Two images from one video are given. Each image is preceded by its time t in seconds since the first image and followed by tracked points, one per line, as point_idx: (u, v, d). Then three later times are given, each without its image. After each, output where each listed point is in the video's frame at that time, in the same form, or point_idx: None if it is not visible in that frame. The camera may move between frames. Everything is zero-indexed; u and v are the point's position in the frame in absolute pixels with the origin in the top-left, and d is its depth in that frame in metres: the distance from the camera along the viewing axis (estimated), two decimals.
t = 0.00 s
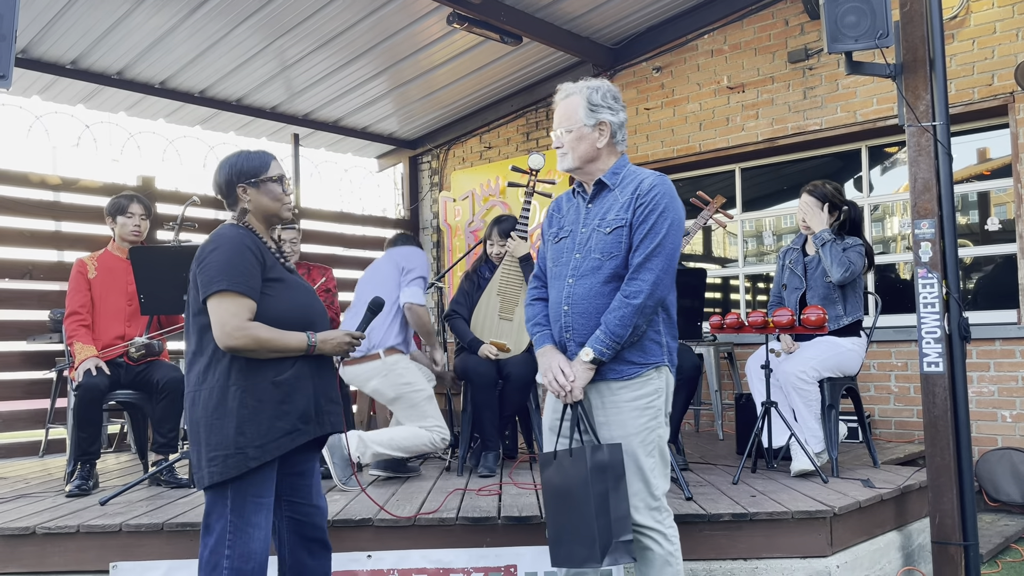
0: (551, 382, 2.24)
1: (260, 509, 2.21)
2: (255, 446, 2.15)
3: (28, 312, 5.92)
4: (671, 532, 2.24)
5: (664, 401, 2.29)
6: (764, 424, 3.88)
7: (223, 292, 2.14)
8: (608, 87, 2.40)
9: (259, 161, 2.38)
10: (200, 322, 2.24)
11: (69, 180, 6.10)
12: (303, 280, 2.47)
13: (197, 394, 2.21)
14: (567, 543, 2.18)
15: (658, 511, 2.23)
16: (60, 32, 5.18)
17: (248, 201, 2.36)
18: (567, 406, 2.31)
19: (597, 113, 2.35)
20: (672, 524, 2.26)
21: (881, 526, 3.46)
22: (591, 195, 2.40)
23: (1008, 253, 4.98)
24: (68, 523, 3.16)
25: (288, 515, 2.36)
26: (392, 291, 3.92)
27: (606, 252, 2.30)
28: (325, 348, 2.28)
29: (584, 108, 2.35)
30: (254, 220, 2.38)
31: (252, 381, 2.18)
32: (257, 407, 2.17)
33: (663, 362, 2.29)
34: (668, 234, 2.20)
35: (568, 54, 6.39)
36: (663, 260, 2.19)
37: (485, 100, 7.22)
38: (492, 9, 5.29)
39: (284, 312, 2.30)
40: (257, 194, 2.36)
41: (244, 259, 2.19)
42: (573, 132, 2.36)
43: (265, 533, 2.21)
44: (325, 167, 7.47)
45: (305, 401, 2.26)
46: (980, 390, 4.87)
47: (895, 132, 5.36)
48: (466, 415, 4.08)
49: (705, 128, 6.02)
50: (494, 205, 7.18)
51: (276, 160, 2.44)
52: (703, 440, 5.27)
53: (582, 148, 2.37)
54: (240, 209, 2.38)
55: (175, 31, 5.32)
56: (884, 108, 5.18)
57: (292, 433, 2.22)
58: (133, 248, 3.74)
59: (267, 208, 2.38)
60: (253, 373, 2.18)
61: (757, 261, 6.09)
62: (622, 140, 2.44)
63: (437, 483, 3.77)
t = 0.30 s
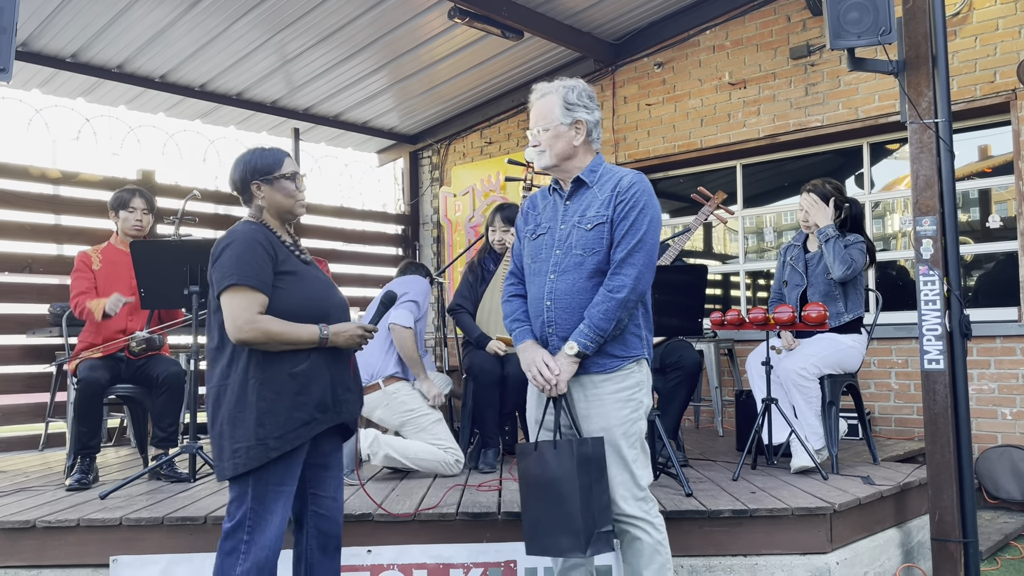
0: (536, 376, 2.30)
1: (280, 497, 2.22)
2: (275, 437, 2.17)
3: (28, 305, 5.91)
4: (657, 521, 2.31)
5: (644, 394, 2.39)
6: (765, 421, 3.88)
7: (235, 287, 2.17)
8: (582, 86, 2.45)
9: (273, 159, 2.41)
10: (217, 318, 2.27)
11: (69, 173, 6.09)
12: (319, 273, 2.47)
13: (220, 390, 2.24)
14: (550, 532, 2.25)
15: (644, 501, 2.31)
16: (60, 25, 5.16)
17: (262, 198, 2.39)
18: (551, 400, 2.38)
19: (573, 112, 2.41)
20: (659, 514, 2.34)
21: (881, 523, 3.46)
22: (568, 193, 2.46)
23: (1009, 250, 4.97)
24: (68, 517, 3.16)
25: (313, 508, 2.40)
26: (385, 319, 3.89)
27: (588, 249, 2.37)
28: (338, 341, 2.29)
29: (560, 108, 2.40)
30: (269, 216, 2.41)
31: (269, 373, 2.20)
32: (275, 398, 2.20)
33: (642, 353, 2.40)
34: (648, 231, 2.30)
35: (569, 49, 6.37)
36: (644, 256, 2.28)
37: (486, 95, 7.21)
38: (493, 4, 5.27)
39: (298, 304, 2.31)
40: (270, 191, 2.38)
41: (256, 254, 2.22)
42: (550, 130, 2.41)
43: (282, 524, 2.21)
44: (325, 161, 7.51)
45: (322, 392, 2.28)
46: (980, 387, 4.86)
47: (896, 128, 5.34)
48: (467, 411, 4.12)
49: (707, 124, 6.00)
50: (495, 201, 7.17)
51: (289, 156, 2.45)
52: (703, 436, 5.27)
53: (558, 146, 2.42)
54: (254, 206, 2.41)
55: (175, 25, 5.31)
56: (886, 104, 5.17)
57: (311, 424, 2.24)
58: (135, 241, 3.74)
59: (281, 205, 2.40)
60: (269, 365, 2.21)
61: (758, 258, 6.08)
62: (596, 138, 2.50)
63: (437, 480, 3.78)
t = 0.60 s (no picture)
0: (532, 369, 2.30)
1: (311, 483, 2.34)
2: (302, 425, 2.30)
3: (28, 297, 5.91)
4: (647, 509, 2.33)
5: (637, 384, 2.42)
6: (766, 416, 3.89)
7: (256, 282, 2.27)
8: (559, 86, 2.45)
9: (290, 153, 2.50)
10: (240, 312, 2.38)
11: (70, 165, 6.08)
12: (340, 265, 2.58)
13: (250, 381, 2.36)
14: (539, 521, 2.26)
15: (635, 489, 2.33)
16: (61, 17, 5.15)
17: (281, 192, 2.49)
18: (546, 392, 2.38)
19: (554, 112, 2.40)
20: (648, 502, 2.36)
21: (881, 518, 3.47)
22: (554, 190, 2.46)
23: (1009, 247, 4.97)
24: (69, 508, 3.16)
25: (336, 493, 2.51)
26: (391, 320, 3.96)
27: (578, 244, 2.37)
28: (359, 331, 2.39)
29: (540, 109, 2.39)
30: (289, 209, 2.52)
31: (295, 364, 2.32)
32: (302, 387, 2.32)
33: (634, 343, 2.42)
34: (637, 224, 2.32)
35: (571, 44, 6.36)
36: (635, 249, 2.30)
37: (487, 89, 7.20)
38: None
39: (320, 296, 2.42)
40: (289, 185, 2.48)
41: (276, 249, 2.32)
42: (532, 132, 2.40)
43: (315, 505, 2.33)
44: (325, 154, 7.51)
45: (346, 380, 2.40)
46: (980, 383, 4.87)
47: (898, 125, 5.34)
48: (467, 404, 4.16)
49: (709, 119, 5.99)
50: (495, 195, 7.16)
51: (307, 151, 2.55)
52: (703, 431, 5.29)
53: (542, 146, 2.41)
54: (275, 200, 2.51)
55: (176, 18, 5.29)
56: (888, 100, 5.16)
57: (336, 411, 2.36)
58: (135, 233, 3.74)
59: (302, 196, 2.50)
60: (293, 357, 2.32)
61: (758, 254, 6.08)
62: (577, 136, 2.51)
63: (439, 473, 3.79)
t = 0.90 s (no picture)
0: (532, 363, 2.30)
1: (313, 471, 2.35)
2: (304, 421, 2.32)
3: (27, 288, 5.90)
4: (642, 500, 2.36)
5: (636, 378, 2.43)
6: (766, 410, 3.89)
7: (258, 279, 2.30)
8: (563, 77, 2.44)
9: (303, 150, 2.52)
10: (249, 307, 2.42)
11: (69, 156, 6.07)
12: (351, 261, 2.57)
13: (259, 375, 2.41)
14: (541, 514, 2.26)
15: (631, 481, 2.35)
16: (61, 8, 5.13)
17: (293, 189, 2.52)
18: (546, 385, 2.38)
19: (556, 104, 2.39)
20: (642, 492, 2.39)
21: (880, 512, 3.47)
22: (556, 183, 2.45)
23: (1009, 243, 4.97)
24: (69, 499, 3.16)
25: (342, 482, 2.56)
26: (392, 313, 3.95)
27: (579, 237, 2.37)
28: (361, 327, 2.39)
29: (543, 101, 2.38)
30: (300, 206, 2.54)
31: (297, 361, 2.35)
32: (304, 384, 2.35)
33: (635, 337, 2.42)
34: (637, 218, 2.31)
35: (572, 37, 6.34)
36: (634, 243, 2.29)
37: (488, 82, 7.18)
38: None
39: (323, 294, 2.42)
40: (299, 182, 2.50)
41: (279, 248, 2.33)
42: (534, 124, 2.39)
43: (319, 491, 2.35)
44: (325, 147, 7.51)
45: (349, 376, 2.41)
46: (979, 379, 4.88)
47: (900, 120, 5.33)
48: (467, 398, 4.15)
49: (710, 114, 5.98)
50: (495, 189, 7.15)
51: (321, 147, 2.56)
52: (701, 425, 5.29)
53: (545, 138, 2.40)
54: (288, 196, 2.55)
55: (176, 9, 5.28)
56: (889, 95, 5.16)
57: (338, 407, 2.38)
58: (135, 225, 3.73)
59: (312, 193, 2.51)
60: (296, 354, 2.35)
61: (758, 249, 6.07)
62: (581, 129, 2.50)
63: (439, 465, 3.79)
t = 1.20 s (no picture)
0: (542, 356, 2.29)
1: (305, 464, 2.36)
2: (294, 412, 2.33)
3: (27, 280, 5.90)
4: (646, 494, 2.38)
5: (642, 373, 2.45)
6: (766, 404, 3.90)
7: (254, 272, 2.31)
8: (575, 70, 2.43)
9: (309, 143, 2.51)
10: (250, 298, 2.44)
11: (69, 148, 6.05)
12: (355, 256, 2.56)
13: (256, 365, 2.44)
14: (555, 509, 2.26)
15: (636, 474, 2.37)
16: None
17: (298, 181, 2.52)
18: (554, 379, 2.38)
19: (568, 98, 2.39)
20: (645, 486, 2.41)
21: (879, 507, 3.48)
22: (566, 177, 2.45)
23: (1008, 239, 4.97)
24: (69, 490, 3.16)
25: (340, 473, 2.55)
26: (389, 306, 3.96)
27: (590, 232, 2.37)
28: (356, 323, 2.38)
29: (554, 94, 2.38)
30: (306, 199, 2.53)
31: (290, 353, 2.36)
32: (296, 376, 2.35)
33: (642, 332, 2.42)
34: (648, 214, 2.32)
35: (573, 31, 6.33)
36: (645, 239, 2.30)
37: (488, 76, 7.17)
38: None
39: (320, 288, 2.42)
40: (304, 175, 2.50)
41: (277, 241, 2.34)
42: (545, 117, 2.39)
43: (310, 484, 2.36)
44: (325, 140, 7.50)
45: (342, 369, 2.40)
46: (978, 375, 4.89)
47: (901, 116, 5.32)
48: (467, 391, 4.14)
49: (710, 109, 5.98)
50: (495, 182, 7.13)
51: (324, 140, 2.55)
52: (700, 420, 5.30)
53: (555, 132, 2.40)
54: (295, 189, 2.55)
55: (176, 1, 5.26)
56: (890, 91, 5.15)
57: (329, 400, 2.36)
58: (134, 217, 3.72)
59: (318, 185, 2.50)
60: (290, 346, 2.36)
61: (758, 245, 6.07)
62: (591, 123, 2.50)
63: (438, 458, 3.79)
